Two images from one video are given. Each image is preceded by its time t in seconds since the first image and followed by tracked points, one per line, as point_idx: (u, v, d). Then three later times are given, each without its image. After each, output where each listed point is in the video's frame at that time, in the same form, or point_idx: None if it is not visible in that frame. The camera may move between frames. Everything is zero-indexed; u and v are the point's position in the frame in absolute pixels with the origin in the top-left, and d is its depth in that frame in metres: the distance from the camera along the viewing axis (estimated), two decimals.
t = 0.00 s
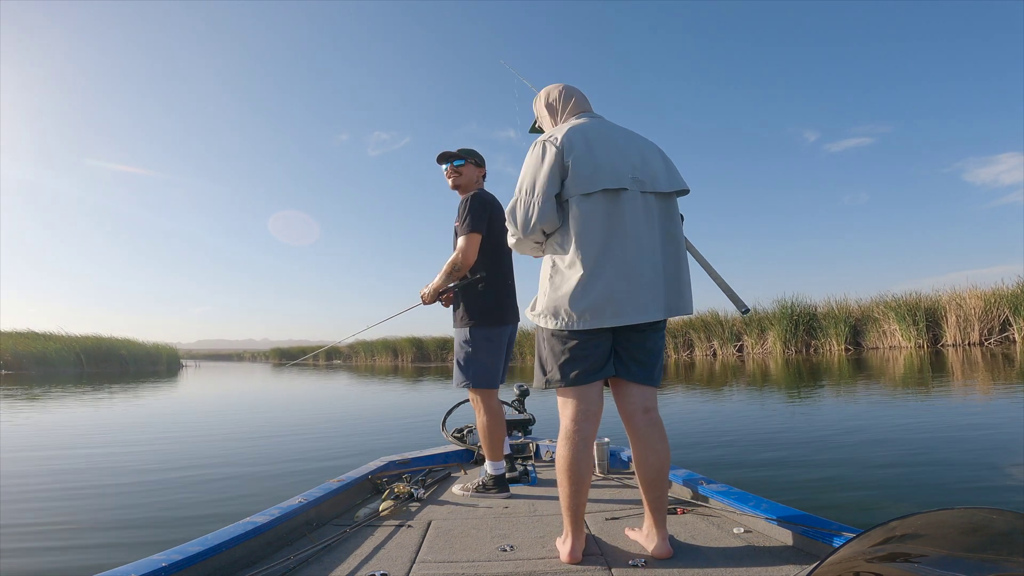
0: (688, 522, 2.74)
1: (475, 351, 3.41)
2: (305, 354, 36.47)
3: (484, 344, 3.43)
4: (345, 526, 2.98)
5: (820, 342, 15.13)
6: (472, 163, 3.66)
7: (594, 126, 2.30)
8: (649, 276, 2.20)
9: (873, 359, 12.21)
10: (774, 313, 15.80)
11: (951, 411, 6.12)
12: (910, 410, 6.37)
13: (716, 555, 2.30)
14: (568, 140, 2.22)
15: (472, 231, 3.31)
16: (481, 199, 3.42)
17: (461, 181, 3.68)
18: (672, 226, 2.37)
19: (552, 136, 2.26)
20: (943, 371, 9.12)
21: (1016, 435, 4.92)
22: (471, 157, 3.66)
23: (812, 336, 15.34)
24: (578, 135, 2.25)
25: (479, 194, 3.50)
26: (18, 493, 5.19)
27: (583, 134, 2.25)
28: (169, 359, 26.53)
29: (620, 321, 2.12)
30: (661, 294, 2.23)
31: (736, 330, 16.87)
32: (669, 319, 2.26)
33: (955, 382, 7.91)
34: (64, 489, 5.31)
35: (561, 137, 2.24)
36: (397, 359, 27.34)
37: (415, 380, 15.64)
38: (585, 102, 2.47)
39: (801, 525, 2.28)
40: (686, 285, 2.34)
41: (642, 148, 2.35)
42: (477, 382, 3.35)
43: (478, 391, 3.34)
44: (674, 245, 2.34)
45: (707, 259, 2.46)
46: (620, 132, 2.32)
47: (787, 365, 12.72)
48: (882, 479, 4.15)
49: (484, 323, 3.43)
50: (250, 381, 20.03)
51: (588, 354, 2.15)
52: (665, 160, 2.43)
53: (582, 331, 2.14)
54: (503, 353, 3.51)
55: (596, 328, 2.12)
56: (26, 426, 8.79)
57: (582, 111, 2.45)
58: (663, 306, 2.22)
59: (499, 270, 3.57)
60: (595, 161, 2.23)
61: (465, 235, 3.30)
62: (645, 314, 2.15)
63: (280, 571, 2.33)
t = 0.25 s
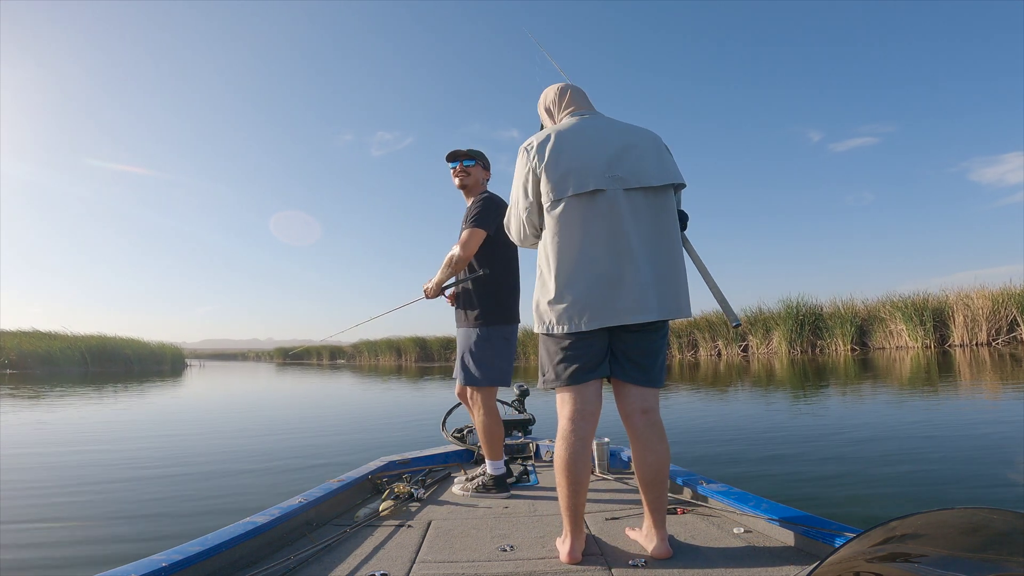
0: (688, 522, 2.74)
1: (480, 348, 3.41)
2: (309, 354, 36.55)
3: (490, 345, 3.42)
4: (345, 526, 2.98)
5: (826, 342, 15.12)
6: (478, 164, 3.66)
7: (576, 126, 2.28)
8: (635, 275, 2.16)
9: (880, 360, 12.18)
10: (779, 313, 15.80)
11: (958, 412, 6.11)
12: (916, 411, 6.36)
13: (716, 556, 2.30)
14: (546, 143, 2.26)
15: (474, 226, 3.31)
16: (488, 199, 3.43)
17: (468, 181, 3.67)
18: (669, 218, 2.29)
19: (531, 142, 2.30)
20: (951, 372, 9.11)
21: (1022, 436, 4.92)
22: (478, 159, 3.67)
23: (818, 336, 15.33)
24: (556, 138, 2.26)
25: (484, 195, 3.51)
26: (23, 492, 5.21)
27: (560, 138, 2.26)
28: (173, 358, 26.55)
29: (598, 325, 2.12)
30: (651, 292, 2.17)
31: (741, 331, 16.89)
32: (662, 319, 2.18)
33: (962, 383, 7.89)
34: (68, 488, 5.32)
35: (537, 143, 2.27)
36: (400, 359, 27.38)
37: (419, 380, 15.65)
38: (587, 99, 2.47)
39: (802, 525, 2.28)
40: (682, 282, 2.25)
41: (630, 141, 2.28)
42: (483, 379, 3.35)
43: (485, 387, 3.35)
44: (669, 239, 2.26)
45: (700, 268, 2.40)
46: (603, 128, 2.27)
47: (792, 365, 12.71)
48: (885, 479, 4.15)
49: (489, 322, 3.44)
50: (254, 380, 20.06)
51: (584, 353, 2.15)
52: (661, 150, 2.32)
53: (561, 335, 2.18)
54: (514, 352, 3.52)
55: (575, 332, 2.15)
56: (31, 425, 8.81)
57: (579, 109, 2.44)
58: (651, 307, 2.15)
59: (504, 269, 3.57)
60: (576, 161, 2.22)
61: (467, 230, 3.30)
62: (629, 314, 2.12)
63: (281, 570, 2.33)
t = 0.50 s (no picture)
0: (688, 522, 2.74)
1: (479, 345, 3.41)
2: (313, 353, 36.62)
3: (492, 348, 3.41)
4: (346, 526, 2.98)
5: (831, 342, 15.10)
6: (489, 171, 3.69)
7: (563, 126, 2.30)
8: (623, 274, 2.15)
9: (886, 359, 12.16)
10: (784, 312, 15.78)
11: (965, 412, 6.09)
12: (921, 411, 6.34)
13: (716, 556, 2.29)
14: (534, 146, 2.29)
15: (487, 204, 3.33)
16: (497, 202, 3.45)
17: (476, 187, 3.67)
18: (661, 215, 2.25)
19: (520, 145, 2.34)
20: (958, 372, 9.08)
21: None
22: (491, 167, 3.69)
23: (824, 335, 15.30)
24: (542, 140, 2.29)
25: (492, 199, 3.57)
26: (28, 491, 5.22)
27: (546, 139, 2.28)
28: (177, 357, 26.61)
29: (584, 326, 2.13)
30: (641, 291, 2.14)
31: (745, 330, 16.94)
32: (652, 318, 2.13)
33: (969, 383, 7.86)
34: (73, 487, 5.33)
35: (524, 146, 2.31)
36: (404, 359, 27.38)
37: (423, 380, 15.66)
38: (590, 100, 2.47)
39: (802, 525, 2.28)
40: (675, 280, 2.20)
41: (618, 138, 2.25)
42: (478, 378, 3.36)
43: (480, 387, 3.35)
44: (661, 236, 2.23)
45: (691, 268, 2.39)
46: (591, 128, 2.27)
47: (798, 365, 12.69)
48: (887, 479, 4.14)
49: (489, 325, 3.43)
50: (258, 380, 20.06)
51: (580, 354, 2.16)
52: (653, 145, 2.28)
53: (548, 336, 2.21)
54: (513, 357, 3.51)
55: (560, 333, 2.17)
56: (37, 425, 8.83)
57: (575, 109, 2.43)
58: (638, 306, 2.12)
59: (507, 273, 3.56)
60: (563, 162, 2.24)
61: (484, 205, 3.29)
62: (617, 314, 2.12)
63: (281, 570, 2.33)
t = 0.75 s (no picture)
0: (688, 522, 2.74)
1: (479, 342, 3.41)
2: (317, 353, 36.67)
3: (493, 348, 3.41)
4: (346, 526, 2.99)
5: (837, 341, 15.07)
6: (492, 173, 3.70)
7: (556, 126, 2.31)
8: (615, 273, 2.14)
9: (891, 359, 12.15)
10: (789, 311, 15.76)
11: (971, 412, 6.07)
12: (926, 410, 6.32)
13: (716, 556, 2.29)
14: (527, 146, 2.30)
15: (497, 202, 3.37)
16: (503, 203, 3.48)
17: (479, 188, 3.67)
18: (654, 214, 2.24)
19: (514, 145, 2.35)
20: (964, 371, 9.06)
21: None
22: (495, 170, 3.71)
23: (829, 335, 15.28)
24: (535, 139, 2.30)
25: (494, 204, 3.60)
26: (33, 489, 5.24)
27: (540, 139, 2.29)
28: (181, 356, 26.64)
29: (576, 326, 2.13)
30: (634, 291, 2.13)
31: (750, 329, 16.89)
32: (645, 318, 2.12)
33: (976, 382, 7.85)
34: (78, 486, 5.35)
35: (517, 147, 2.33)
36: (407, 359, 27.39)
37: (427, 379, 15.67)
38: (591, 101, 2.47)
39: (802, 525, 2.28)
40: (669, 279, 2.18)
41: (611, 137, 2.25)
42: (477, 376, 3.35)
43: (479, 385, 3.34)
44: (654, 235, 2.21)
45: (685, 268, 2.38)
46: (584, 127, 2.27)
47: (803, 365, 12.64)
48: (890, 479, 4.13)
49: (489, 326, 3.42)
50: (262, 380, 20.08)
51: (577, 354, 2.16)
52: (648, 144, 2.27)
53: (541, 335, 2.22)
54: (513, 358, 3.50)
55: (552, 333, 2.18)
56: (42, 424, 8.85)
57: (573, 108, 2.42)
58: (631, 305, 2.11)
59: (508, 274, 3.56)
60: (555, 162, 2.25)
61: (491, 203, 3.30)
62: (609, 314, 2.11)
63: (281, 570, 2.33)
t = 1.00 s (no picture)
0: (688, 522, 2.74)
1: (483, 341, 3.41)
2: (321, 353, 36.70)
3: (494, 347, 3.40)
4: (346, 526, 2.99)
5: (842, 340, 15.05)
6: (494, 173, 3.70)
7: (555, 126, 2.31)
8: (613, 273, 2.14)
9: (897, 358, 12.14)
10: (794, 311, 15.74)
11: (978, 411, 6.06)
12: (931, 410, 6.31)
13: (716, 556, 2.29)
14: (525, 146, 2.30)
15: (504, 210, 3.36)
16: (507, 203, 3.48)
17: (481, 188, 3.66)
18: (652, 214, 2.23)
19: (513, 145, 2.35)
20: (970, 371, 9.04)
21: None
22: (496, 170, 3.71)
23: (834, 334, 15.26)
24: (533, 139, 2.30)
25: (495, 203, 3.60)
26: (36, 488, 5.25)
27: (538, 139, 2.29)
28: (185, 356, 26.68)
29: (573, 325, 2.13)
30: (631, 291, 2.13)
31: (754, 328, 16.89)
32: (643, 318, 2.12)
33: (982, 382, 7.83)
34: (81, 484, 5.35)
35: (516, 147, 2.33)
36: (410, 358, 27.40)
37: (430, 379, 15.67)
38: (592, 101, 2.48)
39: (803, 525, 2.28)
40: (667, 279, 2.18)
41: (610, 137, 2.25)
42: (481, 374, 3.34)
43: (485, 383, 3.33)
44: (652, 235, 2.21)
45: (684, 268, 2.39)
46: (583, 127, 2.27)
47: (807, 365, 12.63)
48: (893, 479, 4.13)
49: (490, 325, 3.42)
50: (265, 380, 20.10)
51: (576, 354, 2.16)
52: (647, 144, 2.27)
53: (539, 335, 2.22)
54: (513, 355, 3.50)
55: (550, 332, 2.18)
56: (45, 423, 8.86)
57: (573, 108, 2.42)
58: (628, 306, 2.11)
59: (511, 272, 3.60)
60: (553, 162, 2.25)
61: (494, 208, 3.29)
62: (606, 315, 2.11)
63: (281, 570, 2.33)
